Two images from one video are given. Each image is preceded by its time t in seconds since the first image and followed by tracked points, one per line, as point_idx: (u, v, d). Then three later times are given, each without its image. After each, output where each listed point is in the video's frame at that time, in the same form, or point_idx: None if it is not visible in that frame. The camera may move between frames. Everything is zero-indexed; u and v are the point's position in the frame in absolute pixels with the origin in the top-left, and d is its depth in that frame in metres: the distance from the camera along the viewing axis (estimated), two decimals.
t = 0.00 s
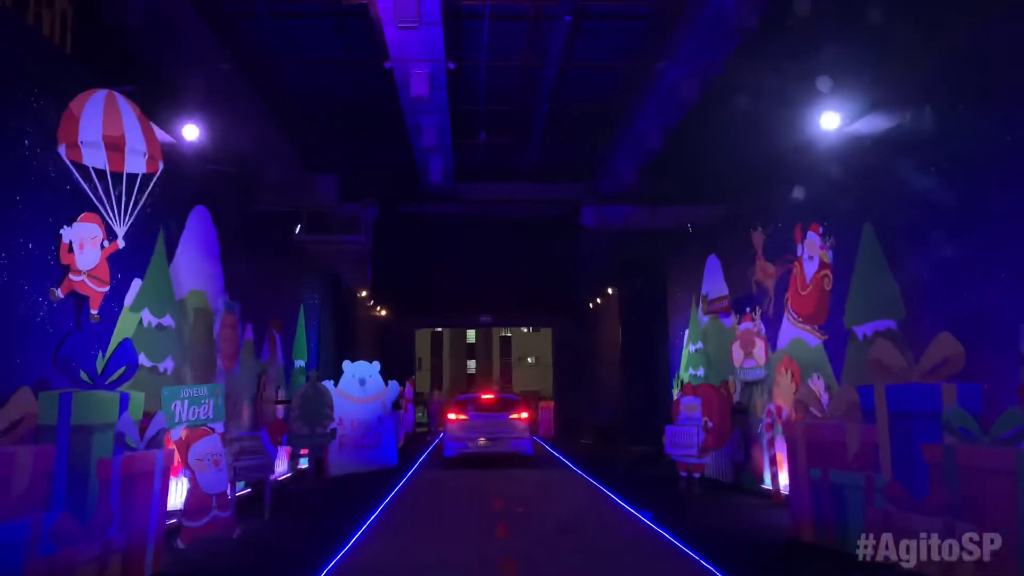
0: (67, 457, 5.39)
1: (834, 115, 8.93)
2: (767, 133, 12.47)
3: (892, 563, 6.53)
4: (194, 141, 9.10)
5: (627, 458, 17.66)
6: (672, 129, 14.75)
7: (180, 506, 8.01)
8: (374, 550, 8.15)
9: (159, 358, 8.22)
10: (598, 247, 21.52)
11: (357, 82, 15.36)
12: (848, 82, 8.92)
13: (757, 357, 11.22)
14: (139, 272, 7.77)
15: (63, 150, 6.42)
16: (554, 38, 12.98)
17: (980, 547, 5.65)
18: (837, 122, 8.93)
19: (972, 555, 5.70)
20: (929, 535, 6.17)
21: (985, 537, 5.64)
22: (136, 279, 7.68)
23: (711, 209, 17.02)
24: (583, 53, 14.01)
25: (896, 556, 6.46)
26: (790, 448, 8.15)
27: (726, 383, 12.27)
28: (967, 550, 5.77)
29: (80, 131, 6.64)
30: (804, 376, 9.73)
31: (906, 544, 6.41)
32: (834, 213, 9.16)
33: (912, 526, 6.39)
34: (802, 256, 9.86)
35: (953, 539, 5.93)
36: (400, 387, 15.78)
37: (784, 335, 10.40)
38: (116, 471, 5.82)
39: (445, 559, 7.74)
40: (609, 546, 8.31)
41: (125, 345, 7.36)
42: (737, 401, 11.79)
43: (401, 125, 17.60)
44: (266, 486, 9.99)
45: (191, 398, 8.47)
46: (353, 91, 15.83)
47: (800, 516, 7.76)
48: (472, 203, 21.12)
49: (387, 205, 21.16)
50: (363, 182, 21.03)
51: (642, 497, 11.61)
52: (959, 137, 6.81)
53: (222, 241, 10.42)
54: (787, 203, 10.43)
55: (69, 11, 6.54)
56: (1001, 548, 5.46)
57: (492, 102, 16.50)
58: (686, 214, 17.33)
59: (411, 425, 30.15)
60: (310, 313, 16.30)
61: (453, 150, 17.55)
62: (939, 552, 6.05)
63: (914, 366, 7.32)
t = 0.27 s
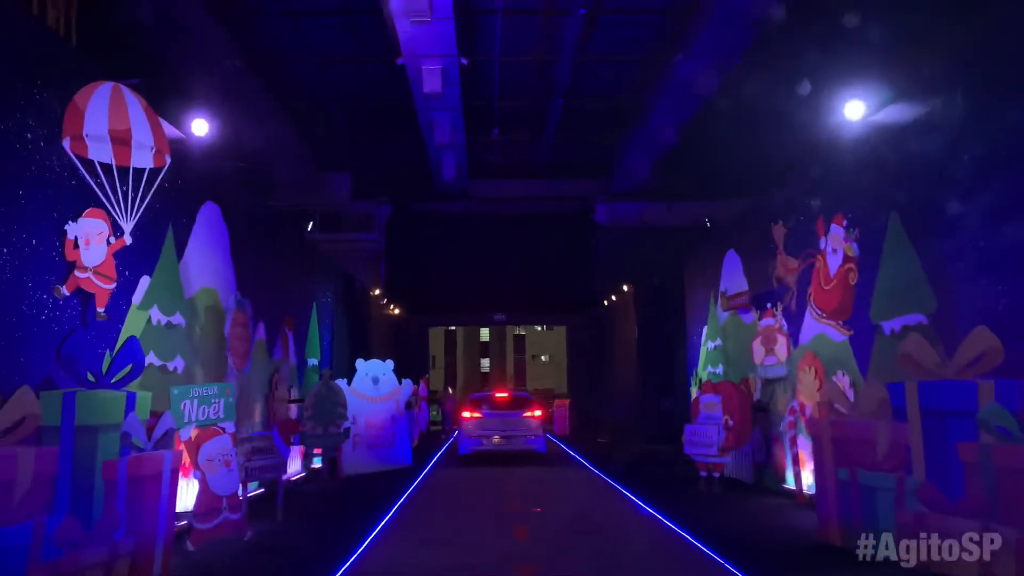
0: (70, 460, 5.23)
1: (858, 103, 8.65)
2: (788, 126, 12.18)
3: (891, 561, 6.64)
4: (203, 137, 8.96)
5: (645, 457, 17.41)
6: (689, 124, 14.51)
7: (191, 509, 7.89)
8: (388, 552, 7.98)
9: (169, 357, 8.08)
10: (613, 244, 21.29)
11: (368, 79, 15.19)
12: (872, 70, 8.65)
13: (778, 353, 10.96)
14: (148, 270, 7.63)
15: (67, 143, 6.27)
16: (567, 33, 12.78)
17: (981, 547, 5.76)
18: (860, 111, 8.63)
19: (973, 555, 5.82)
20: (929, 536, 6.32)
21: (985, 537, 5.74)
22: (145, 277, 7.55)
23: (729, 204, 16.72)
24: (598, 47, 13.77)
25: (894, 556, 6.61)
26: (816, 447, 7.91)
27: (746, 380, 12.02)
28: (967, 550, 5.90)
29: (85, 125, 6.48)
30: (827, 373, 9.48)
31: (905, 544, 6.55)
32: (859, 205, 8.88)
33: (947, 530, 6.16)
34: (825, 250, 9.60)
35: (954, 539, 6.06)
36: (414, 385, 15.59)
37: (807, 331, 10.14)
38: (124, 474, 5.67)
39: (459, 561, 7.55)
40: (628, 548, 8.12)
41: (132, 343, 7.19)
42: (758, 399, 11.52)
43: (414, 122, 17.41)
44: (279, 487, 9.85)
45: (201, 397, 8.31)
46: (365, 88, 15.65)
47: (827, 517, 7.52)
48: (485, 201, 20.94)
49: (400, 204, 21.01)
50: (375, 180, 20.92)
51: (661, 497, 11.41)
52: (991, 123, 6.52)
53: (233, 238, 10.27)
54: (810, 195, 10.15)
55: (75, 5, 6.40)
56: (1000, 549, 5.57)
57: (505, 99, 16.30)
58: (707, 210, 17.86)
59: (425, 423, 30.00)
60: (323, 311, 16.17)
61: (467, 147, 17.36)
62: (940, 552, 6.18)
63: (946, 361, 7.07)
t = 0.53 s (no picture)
0: (69, 458, 5.05)
1: (881, 90, 8.31)
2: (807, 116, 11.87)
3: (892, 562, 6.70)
4: (209, 129, 8.77)
5: (659, 456, 17.15)
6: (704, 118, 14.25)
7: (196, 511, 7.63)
8: (398, 554, 7.78)
9: (174, 354, 7.91)
10: (626, 240, 21.04)
11: (378, 74, 14.97)
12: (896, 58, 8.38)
13: (797, 350, 10.71)
14: (152, 264, 7.46)
15: (67, 133, 6.08)
16: (579, 25, 12.55)
17: (980, 547, 5.85)
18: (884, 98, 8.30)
19: (974, 555, 5.90)
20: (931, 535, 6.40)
21: (984, 537, 5.81)
22: (148, 271, 7.38)
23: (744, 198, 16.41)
24: (611, 39, 13.50)
25: (894, 556, 6.68)
26: (839, 444, 7.67)
27: (764, 377, 11.76)
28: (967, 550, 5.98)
29: (86, 115, 6.29)
30: (849, 370, 9.22)
31: (905, 544, 6.63)
32: (883, 195, 8.59)
33: (980, 532, 5.86)
34: (846, 243, 9.32)
35: (953, 539, 6.14)
36: (425, 383, 15.38)
37: (828, 325, 9.86)
38: (124, 475, 5.50)
39: (471, 564, 7.34)
40: (645, 549, 7.92)
41: (136, 339, 7.02)
42: (777, 396, 11.30)
43: (425, 118, 17.17)
44: (288, 486, 9.67)
45: (207, 394, 8.07)
46: (375, 84, 15.43)
47: (853, 518, 7.32)
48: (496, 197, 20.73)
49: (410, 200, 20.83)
50: (386, 177, 20.75)
51: (677, 496, 11.19)
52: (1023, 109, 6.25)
53: (240, 233, 10.09)
54: (830, 187, 9.86)
55: None
56: (1000, 548, 5.62)
57: (515, 93, 16.08)
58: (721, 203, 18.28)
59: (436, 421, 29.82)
60: (333, 308, 16.02)
61: (478, 143, 17.14)
62: (940, 552, 6.27)
63: (978, 357, 6.78)
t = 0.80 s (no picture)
0: (63, 459, 4.89)
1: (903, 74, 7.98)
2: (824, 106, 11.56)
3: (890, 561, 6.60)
4: (211, 119, 8.57)
5: (671, 452, 16.94)
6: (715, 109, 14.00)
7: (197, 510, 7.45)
8: (406, 554, 7.57)
9: (176, 349, 7.73)
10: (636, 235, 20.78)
11: (385, 69, 14.76)
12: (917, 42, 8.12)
13: (814, 344, 10.45)
14: (152, 258, 7.27)
15: (62, 122, 5.89)
16: (587, 16, 12.33)
17: (980, 547, 5.94)
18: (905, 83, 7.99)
19: (974, 554, 5.98)
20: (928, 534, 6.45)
21: (983, 537, 5.92)
22: (148, 265, 7.20)
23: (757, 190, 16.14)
24: (621, 30, 13.25)
25: (894, 556, 6.58)
26: (858, 438, 7.34)
27: (781, 371, 11.49)
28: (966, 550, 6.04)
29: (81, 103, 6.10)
30: (868, 364, 8.96)
31: (905, 544, 6.56)
32: (904, 184, 8.32)
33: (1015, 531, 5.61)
34: (866, 233, 9.04)
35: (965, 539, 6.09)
36: (432, 379, 15.18)
37: (845, 318, 9.62)
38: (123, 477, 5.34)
39: (480, 564, 7.12)
40: (660, 548, 7.72)
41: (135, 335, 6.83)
42: (792, 391, 11.09)
43: (432, 112, 16.96)
44: (294, 484, 9.48)
45: (208, 390, 7.96)
46: (382, 78, 15.24)
47: (873, 516, 7.03)
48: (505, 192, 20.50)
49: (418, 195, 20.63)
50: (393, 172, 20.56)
51: (690, 493, 10.97)
52: None
53: (244, 226, 9.90)
54: (848, 176, 9.59)
55: None
56: (1001, 549, 5.75)
57: (523, 86, 15.85)
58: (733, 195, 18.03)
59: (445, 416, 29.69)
60: (340, 304, 15.84)
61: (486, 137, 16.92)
62: (940, 551, 6.26)
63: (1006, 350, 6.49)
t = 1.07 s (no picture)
0: (56, 459, 4.70)
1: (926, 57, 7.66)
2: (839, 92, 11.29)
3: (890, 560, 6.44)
4: (210, 111, 8.38)
5: (683, 448, 16.72)
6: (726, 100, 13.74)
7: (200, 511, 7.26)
8: (413, 555, 7.35)
9: (176, 347, 7.54)
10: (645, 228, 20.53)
11: (389, 63, 14.54)
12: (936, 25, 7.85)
13: (830, 336, 10.18)
14: (149, 253, 7.09)
15: (54, 112, 5.67)
16: (593, 6, 12.11)
17: (980, 548, 5.94)
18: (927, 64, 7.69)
19: (973, 555, 5.95)
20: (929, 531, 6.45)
21: (984, 538, 5.94)
22: (146, 261, 7.01)
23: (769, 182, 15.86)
24: (629, 21, 12.98)
25: (893, 556, 6.37)
26: (881, 435, 7.08)
27: (796, 365, 11.22)
28: (965, 551, 6.00)
29: (73, 93, 5.89)
30: (887, 357, 8.70)
31: (905, 544, 6.44)
32: (924, 171, 8.06)
33: None
34: (885, 222, 8.77)
35: (990, 536, 5.89)
36: (440, 375, 14.98)
37: (862, 310, 9.36)
38: (117, 480, 5.15)
39: (490, 567, 6.90)
40: (675, 547, 7.51)
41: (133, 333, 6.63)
42: (808, 385, 10.82)
43: (438, 106, 16.74)
44: (299, 483, 9.28)
45: (209, 389, 7.77)
46: (386, 72, 15.02)
47: (898, 517, 6.77)
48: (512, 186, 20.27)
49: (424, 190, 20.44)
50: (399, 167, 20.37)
51: (704, 490, 10.75)
52: None
53: (246, 222, 9.71)
54: (864, 164, 9.32)
55: None
56: (1002, 549, 5.81)
57: (529, 79, 15.62)
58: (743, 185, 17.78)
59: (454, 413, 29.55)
60: (346, 300, 15.65)
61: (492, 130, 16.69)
62: (939, 552, 6.16)
63: None
